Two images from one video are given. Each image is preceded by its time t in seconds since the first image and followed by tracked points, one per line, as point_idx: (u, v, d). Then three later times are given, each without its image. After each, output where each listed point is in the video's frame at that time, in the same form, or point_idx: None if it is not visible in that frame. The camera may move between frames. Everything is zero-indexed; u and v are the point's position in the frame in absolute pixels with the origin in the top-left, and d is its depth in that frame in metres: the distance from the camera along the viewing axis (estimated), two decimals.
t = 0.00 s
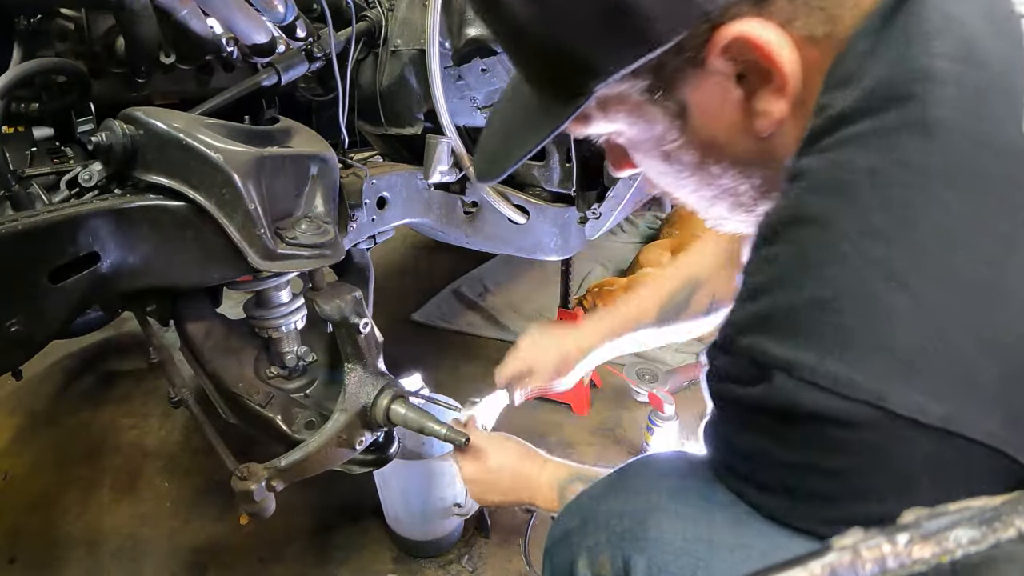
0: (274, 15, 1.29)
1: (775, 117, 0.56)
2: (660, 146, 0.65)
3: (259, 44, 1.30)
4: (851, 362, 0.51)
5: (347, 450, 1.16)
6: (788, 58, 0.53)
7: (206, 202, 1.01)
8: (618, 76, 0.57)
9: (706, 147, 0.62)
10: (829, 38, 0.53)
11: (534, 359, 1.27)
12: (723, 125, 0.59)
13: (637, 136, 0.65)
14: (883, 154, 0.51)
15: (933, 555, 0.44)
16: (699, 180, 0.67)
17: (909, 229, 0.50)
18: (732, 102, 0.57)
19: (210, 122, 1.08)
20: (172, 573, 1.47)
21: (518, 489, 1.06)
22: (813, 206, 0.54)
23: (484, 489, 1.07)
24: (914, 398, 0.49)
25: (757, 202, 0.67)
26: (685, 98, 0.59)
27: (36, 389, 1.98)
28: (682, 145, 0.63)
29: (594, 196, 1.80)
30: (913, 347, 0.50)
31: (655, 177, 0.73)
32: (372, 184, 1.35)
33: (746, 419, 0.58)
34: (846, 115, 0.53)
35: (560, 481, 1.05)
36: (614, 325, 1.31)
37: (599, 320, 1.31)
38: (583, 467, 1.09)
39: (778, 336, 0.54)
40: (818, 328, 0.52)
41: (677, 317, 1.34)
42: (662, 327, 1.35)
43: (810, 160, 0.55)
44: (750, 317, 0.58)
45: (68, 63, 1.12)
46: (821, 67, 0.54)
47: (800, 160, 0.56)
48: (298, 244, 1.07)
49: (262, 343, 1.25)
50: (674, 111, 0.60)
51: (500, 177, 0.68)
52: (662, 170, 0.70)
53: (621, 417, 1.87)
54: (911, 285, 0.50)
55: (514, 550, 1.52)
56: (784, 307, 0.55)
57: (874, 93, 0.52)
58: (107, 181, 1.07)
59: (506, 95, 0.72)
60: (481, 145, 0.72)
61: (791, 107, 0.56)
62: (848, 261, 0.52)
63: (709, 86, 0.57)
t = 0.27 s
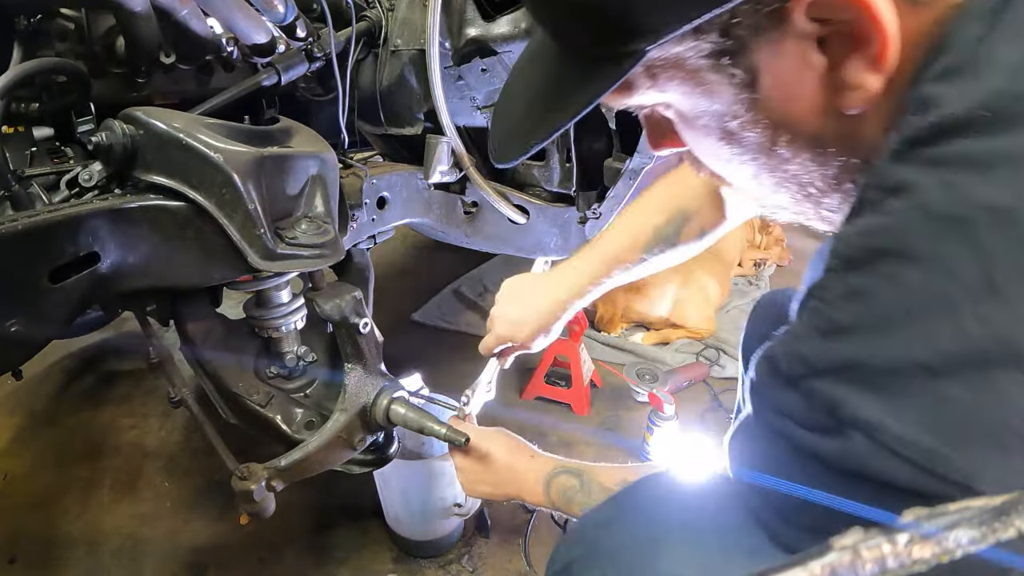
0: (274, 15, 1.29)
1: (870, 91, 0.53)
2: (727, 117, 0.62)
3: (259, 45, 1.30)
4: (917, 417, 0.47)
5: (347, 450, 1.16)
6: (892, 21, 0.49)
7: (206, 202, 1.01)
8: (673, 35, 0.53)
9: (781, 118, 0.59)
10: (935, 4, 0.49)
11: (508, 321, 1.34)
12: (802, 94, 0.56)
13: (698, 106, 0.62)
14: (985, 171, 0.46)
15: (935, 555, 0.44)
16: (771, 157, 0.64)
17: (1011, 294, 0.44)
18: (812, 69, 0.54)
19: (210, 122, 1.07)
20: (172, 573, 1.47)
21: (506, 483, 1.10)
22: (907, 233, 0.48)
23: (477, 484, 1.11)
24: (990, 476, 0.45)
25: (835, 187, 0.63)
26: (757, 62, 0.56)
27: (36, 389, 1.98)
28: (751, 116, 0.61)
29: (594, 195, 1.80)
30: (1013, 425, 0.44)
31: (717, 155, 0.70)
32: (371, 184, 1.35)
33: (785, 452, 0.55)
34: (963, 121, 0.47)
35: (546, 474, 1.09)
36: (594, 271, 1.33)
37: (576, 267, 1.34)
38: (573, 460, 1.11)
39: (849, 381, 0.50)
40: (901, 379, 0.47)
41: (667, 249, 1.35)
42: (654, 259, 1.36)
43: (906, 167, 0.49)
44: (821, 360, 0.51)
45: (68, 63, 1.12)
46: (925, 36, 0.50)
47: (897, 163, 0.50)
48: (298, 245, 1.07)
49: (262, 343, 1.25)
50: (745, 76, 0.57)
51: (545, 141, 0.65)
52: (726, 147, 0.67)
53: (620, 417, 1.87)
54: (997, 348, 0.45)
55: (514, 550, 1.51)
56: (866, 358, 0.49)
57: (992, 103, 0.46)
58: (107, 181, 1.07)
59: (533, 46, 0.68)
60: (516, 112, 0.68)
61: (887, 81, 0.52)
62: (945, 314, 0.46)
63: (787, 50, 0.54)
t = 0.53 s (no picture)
0: (274, 15, 1.29)
1: (904, 87, 0.53)
2: (749, 111, 0.60)
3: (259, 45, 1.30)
4: (940, 438, 0.47)
5: (347, 450, 1.16)
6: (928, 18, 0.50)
7: (206, 202, 1.01)
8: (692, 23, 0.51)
9: (807, 111, 0.57)
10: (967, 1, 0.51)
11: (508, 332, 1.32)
12: (834, 90, 0.55)
13: (718, 98, 0.60)
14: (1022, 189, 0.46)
15: (935, 555, 0.43)
16: (794, 154, 0.62)
17: None
18: (841, 62, 0.54)
19: (210, 122, 1.07)
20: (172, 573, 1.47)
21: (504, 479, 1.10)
22: (941, 244, 0.48)
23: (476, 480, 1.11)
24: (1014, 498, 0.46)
25: (861, 183, 0.63)
26: (785, 55, 0.54)
27: (36, 389, 1.98)
28: (775, 108, 0.59)
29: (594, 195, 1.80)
30: None
31: (736, 149, 0.68)
32: (371, 184, 1.35)
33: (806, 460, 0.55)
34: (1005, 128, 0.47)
35: (544, 468, 1.09)
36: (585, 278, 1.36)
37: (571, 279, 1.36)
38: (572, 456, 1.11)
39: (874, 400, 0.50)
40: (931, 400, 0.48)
41: (656, 261, 1.39)
42: (643, 270, 1.40)
43: (938, 174, 0.49)
44: (844, 375, 0.51)
45: (68, 62, 1.12)
46: (958, 35, 0.52)
47: (924, 169, 0.50)
48: (298, 245, 1.07)
49: (262, 343, 1.25)
50: (771, 67, 0.55)
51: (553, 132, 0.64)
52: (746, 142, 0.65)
53: (620, 417, 1.87)
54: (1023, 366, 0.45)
55: (514, 550, 1.51)
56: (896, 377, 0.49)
57: None
58: (107, 181, 1.07)
59: (548, 32, 0.66)
60: (528, 98, 0.67)
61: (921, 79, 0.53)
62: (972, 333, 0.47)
63: (817, 40, 0.53)
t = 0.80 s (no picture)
0: (274, 15, 1.29)
1: (831, 101, 0.57)
2: (701, 124, 0.68)
3: (259, 45, 1.31)
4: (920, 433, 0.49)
5: (347, 450, 1.16)
6: (848, 33, 0.53)
7: (206, 202, 1.01)
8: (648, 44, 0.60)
9: (751, 124, 0.65)
10: (895, 16, 0.53)
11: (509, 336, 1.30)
12: (769, 103, 0.61)
13: (674, 112, 0.68)
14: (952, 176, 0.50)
15: (935, 555, 0.44)
16: (745, 162, 0.70)
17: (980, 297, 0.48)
18: (776, 77, 0.59)
19: (210, 122, 1.07)
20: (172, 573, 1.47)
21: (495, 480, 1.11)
22: (885, 233, 0.53)
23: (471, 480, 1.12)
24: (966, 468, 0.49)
25: (806, 187, 0.69)
26: (723, 73, 0.61)
27: (35, 389, 1.98)
28: (723, 121, 0.66)
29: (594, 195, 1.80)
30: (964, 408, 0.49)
31: (696, 158, 0.75)
32: (371, 184, 1.35)
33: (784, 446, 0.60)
34: (930, 123, 0.51)
35: (537, 476, 1.10)
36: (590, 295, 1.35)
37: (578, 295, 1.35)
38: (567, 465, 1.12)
39: (825, 376, 0.57)
40: (877, 373, 0.53)
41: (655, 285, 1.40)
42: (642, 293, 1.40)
43: (880, 170, 0.54)
44: (804, 360, 0.59)
45: (68, 62, 1.11)
46: (882, 48, 0.54)
47: (875, 164, 0.54)
48: (298, 244, 1.07)
49: (262, 343, 1.25)
50: (716, 86, 0.63)
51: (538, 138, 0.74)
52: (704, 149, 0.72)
53: (620, 417, 1.87)
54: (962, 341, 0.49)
55: (514, 550, 1.51)
56: (841, 353, 0.55)
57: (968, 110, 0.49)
58: (107, 181, 1.07)
59: (528, 53, 0.75)
60: (514, 107, 0.77)
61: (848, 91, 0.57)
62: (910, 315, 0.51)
63: (755, 61, 0.59)
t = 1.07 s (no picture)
0: (274, 15, 1.29)
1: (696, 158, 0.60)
2: (600, 186, 0.69)
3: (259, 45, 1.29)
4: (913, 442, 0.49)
5: (347, 450, 1.16)
6: (697, 109, 0.56)
7: (206, 202, 1.01)
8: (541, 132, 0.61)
9: (641, 186, 0.66)
10: (731, 91, 0.56)
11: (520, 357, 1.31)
12: (650, 171, 0.63)
13: (576, 175, 0.70)
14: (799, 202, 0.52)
15: (935, 555, 0.43)
16: (644, 216, 0.71)
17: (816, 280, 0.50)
18: (654, 147, 0.61)
19: (210, 122, 1.07)
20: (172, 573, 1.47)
21: (491, 483, 1.10)
22: (731, 252, 0.55)
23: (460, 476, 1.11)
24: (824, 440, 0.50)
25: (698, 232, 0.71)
26: (609, 147, 0.63)
27: (36, 389, 1.98)
28: (619, 184, 0.67)
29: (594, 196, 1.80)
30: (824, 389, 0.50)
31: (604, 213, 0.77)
32: (372, 184, 1.35)
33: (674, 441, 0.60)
34: (769, 160, 0.54)
35: (533, 480, 1.09)
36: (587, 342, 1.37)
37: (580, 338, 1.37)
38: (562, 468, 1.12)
39: (694, 374, 0.57)
40: (723, 363, 0.54)
41: (644, 331, 1.41)
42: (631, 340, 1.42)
43: (740, 209, 0.55)
44: (677, 360, 0.59)
45: (68, 62, 1.11)
46: (729, 115, 0.57)
47: (726, 210, 0.57)
48: (298, 244, 1.07)
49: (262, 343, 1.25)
50: (608, 155, 0.64)
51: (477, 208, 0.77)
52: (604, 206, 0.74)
53: (621, 417, 1.87)
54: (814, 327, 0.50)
55: (514, 550, 1.51)
56: (710, 349, 0.56)
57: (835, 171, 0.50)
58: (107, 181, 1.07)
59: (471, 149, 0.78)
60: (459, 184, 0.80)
61: (709, 149, 0.59)
62: (758, 310, 0.53)
63: (630, 135, 0.61)
